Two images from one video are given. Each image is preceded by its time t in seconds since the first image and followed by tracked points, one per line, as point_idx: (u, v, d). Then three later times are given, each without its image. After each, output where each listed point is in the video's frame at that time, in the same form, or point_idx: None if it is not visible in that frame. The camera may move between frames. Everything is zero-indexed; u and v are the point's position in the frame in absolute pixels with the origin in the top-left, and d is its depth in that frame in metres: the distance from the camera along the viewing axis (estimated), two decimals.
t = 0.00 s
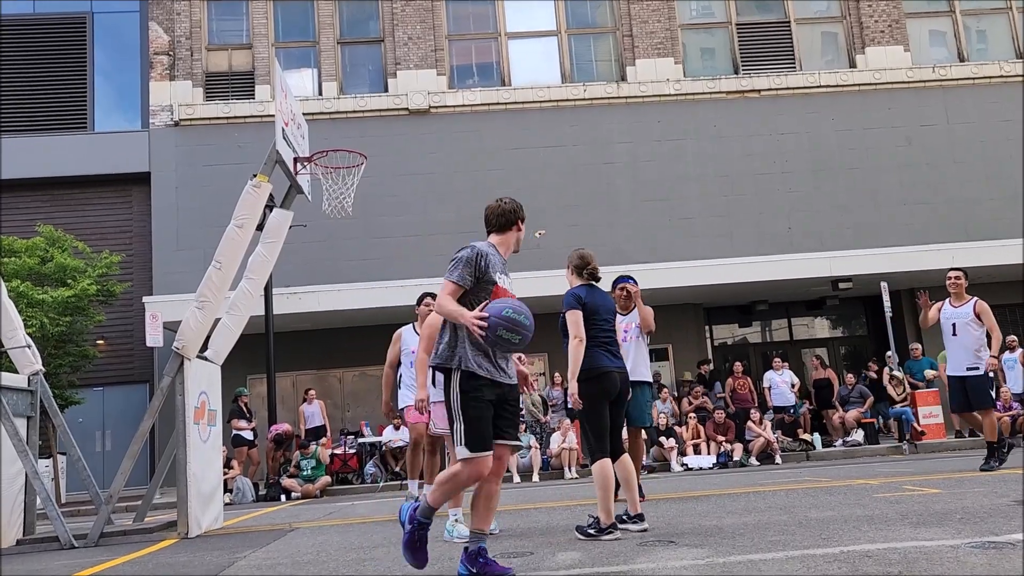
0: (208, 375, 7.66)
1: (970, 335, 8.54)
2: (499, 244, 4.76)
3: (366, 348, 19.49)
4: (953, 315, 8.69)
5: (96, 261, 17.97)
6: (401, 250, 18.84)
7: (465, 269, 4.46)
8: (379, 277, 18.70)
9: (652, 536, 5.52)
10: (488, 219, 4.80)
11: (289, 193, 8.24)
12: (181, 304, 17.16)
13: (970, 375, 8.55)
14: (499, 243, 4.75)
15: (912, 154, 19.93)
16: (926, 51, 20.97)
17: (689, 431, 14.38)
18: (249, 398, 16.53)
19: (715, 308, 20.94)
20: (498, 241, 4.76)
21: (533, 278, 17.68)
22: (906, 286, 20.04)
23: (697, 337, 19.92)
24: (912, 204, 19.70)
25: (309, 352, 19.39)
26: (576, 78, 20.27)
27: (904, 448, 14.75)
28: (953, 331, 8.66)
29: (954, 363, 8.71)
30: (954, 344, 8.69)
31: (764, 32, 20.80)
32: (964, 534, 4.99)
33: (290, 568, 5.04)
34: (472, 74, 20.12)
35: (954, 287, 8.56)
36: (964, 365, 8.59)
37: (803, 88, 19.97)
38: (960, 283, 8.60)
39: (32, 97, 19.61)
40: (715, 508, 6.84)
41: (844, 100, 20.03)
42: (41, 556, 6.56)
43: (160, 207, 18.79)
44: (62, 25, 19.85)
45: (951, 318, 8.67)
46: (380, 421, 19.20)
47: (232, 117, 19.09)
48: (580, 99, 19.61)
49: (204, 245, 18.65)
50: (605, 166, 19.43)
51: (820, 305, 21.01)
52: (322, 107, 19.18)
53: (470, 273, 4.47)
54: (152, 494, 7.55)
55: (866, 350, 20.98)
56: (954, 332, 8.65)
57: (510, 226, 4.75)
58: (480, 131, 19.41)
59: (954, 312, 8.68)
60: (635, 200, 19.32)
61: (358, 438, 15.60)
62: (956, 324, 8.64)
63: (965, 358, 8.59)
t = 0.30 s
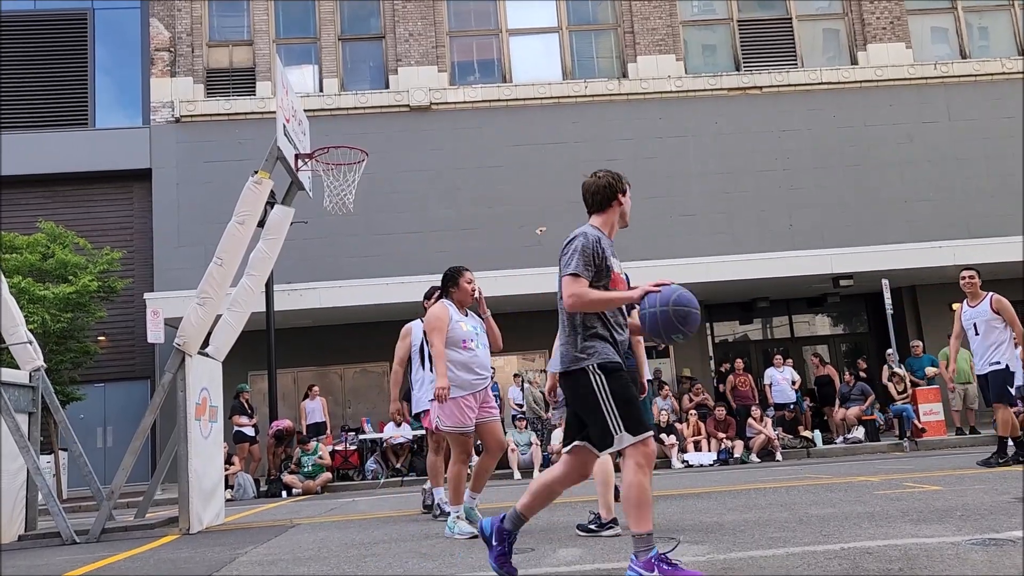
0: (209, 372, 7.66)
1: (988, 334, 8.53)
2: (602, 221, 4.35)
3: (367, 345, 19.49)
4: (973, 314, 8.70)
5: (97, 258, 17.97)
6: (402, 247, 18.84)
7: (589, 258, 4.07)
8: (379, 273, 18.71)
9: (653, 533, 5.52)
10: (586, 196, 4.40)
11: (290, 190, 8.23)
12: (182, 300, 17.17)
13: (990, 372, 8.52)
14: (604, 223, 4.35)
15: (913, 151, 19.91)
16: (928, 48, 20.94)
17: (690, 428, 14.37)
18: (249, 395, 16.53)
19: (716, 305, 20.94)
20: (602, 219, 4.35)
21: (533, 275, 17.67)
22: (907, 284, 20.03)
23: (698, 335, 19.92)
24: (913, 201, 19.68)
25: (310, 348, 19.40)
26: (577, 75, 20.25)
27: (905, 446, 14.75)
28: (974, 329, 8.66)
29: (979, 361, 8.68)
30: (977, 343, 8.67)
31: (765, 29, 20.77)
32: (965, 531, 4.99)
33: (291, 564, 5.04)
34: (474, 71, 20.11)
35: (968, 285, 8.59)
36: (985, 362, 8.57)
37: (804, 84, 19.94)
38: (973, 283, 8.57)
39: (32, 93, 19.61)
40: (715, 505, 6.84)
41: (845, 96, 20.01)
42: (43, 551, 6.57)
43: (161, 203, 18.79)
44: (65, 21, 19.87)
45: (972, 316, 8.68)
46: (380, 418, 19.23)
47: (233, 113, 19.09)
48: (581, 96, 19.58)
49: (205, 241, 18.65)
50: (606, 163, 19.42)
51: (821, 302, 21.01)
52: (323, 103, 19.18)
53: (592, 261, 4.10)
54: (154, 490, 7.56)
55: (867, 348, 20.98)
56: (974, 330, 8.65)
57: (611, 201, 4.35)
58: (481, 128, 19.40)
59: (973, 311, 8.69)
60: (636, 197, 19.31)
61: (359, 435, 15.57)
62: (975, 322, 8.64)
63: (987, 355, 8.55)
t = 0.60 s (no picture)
0: (207, 368, 7.66)
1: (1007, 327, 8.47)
2: (725, 188, 4.14)
3: (365, 343, 19.48)
4: (989, 308, 8.69)
5: (95, 255, 17.94)
6: (400, 245, 18.83)
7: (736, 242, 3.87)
8: (378, 271, 18.71)
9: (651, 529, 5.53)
10: (708, 161, 4.14)
11: (289, 187, 8.23)
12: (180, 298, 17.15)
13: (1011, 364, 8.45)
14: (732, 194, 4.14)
15: (911, 149, 19.92)
16: (927, 46, 20.95)
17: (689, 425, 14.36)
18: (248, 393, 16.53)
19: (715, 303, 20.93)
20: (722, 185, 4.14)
21: (532, 273, 17.66)
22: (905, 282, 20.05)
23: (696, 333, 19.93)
24: (911, 199, 19.70)
25: (309, 346, 19.39)
26: (576, 73, 20.23)
27: (903, 443, 14.78)
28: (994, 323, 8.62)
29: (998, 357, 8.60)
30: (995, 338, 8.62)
31: (764, 27, 20.77)
32: (963, 529, 5.00)
33: (290, 561, 5.04)
34: (473, 69, 20.10)
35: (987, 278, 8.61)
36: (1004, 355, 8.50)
37: (803, 83, 19.94)
38: (990, 276, 8.62)
39: (30, 90, 19.58)
40: (714, 503, 6.85)
41: (844, 95, 20.02)
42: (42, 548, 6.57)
43: (159, 201, 18.77)
44: (63, 18, 19.85)
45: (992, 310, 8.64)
46: (379, 415, 19.25)
47: (231, 111, 19.06)
48: (579, 94, 19.58)
49: (203, 239, 18.64)
50: (605, 161, 19.41)
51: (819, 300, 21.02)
52: (321, 101, 19.16)
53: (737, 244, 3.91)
54: (152, 487, 7.56)
55: (865, 346, 21.00)
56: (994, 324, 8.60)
57: (736, 167, 4.12)
58: (480, 126, 19.39)
59: (989, 305, 8.69)
60: (635, 195, 19.31)
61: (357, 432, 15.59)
62: (995, 316, 8.61)
63: (1007, 348, 8.49)
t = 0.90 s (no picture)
0: (203, 366, 7.65)
1: None
2: (835, 161, 4.06)
3: (362, 341, 19.46)
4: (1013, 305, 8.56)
5: (90, 252, 17.89)
6: (397, 243, 18.82)
7: (837, 205, 3.80)
8: (375, 269, 18.69)
9: (647, 528, 5.53)
10: (810, 134, 4.08)
11: (285, 184, 8.21)
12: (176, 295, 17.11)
13: None
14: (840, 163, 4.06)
15: (908, 148, 19.95)
16: (924, 45, 20.96)
17: (685, 424, 14.38)
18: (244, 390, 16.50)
19: (711, 301, 20.95)
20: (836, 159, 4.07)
21: (528, 271, 17.66)
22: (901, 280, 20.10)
23: (693, 331, 19.94)
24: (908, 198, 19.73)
25: (305, 344, 19.38)
26: (573, 71, 20.23)
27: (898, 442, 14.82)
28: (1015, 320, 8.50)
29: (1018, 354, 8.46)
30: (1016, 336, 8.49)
31: (761, 25, 20.77)
32: (958, 526, 5.01)
33: (286, 560, 5.01)
34: (469, 66, 20.07)
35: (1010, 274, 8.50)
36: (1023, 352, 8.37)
37: (799, 81, 19.96)
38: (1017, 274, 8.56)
39: (27, 87, 19.54)
40: (710, 500, 6.86)
41: (841, 94, 20.04)
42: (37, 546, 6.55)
43: (155, 198, 18.73)
44: (59, 14, 19.80)
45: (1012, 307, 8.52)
46: (375, 413, 19.25)
47: (228, 108, 19.04)
48: (576, 92, 19.60)
49: (199, 236, 18.61)
50: (602, 159, 19.41)
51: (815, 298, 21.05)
52: (318, 98, 19.14)
53: (843, 206, 3.84)
54: (148, 485, 7.54)
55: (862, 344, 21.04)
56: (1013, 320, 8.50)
57: (844, 142, 4.05)
58: (476, 124, 19.38)
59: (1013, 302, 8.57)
60: (632, 194, 19.32)
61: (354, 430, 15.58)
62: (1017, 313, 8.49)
63: None
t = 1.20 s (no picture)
0: (197, 365, 7.63)
1: None
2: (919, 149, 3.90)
3: (356, 340, 19.44)
4: None
5: (83, 250, 17.82)
6: (391, 242, 18.81)
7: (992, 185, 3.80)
8: (369, 268, 18.67)
9: (640, 527, 5.53)
10: (907, 121, 3.84)
11: (279, 182, 8.20)
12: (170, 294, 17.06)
13: None
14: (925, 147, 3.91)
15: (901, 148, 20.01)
16: (917, 46, 21.02)
17: (679, 423, 14.35)
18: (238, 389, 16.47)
19: (705, 301, 20.97)
20: (900, 151, 3.94)
21: (522, 270, 17.66)
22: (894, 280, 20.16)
23: (687, 331, 19.96)
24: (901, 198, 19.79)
25: (298, 342, 19.36)
26: (568, 70, 20.23)
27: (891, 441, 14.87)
28: None
29: None
30: None
31: (756, 25, 20.80)
32: (949, 525, 5.02)
33: (279, 559, 5.00)
34: (464, 65, 20.05)
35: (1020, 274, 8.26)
36: None
37: (793, 82, 20.00)
38: None
39: (20, 84, 19.48)
40: (702, 500, 6.87)
41: (835, 94, 20.09)
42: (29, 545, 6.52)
43: (149, 196, 18.69)
44: (53, 11, 19.74)
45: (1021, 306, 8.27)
46: (369, 412, 19.23)
47: (221, 106, 19.01)
48: (571, 91, 19.60)
49: (193, 235, 18.56)
50: (597, 159, 19.42)
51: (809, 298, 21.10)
52: (312, 97, 19.11)
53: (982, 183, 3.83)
54: (140, 484, 7.53)
55: (855, 344, 21.10)
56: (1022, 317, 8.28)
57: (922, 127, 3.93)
58: (470, 123, 19.37)
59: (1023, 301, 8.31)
60: (626, 193, 19.33)
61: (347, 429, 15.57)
62: None
63: None
